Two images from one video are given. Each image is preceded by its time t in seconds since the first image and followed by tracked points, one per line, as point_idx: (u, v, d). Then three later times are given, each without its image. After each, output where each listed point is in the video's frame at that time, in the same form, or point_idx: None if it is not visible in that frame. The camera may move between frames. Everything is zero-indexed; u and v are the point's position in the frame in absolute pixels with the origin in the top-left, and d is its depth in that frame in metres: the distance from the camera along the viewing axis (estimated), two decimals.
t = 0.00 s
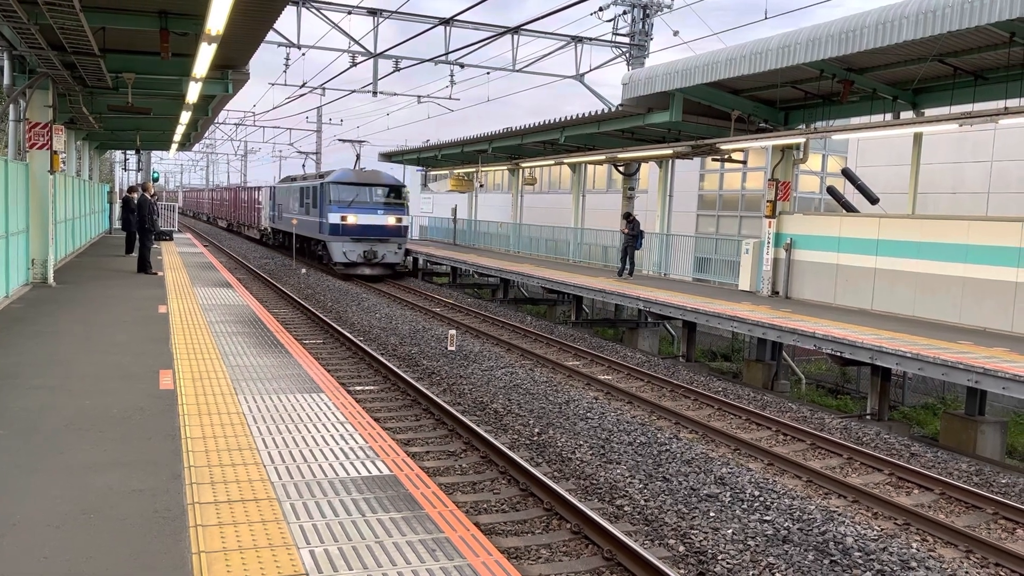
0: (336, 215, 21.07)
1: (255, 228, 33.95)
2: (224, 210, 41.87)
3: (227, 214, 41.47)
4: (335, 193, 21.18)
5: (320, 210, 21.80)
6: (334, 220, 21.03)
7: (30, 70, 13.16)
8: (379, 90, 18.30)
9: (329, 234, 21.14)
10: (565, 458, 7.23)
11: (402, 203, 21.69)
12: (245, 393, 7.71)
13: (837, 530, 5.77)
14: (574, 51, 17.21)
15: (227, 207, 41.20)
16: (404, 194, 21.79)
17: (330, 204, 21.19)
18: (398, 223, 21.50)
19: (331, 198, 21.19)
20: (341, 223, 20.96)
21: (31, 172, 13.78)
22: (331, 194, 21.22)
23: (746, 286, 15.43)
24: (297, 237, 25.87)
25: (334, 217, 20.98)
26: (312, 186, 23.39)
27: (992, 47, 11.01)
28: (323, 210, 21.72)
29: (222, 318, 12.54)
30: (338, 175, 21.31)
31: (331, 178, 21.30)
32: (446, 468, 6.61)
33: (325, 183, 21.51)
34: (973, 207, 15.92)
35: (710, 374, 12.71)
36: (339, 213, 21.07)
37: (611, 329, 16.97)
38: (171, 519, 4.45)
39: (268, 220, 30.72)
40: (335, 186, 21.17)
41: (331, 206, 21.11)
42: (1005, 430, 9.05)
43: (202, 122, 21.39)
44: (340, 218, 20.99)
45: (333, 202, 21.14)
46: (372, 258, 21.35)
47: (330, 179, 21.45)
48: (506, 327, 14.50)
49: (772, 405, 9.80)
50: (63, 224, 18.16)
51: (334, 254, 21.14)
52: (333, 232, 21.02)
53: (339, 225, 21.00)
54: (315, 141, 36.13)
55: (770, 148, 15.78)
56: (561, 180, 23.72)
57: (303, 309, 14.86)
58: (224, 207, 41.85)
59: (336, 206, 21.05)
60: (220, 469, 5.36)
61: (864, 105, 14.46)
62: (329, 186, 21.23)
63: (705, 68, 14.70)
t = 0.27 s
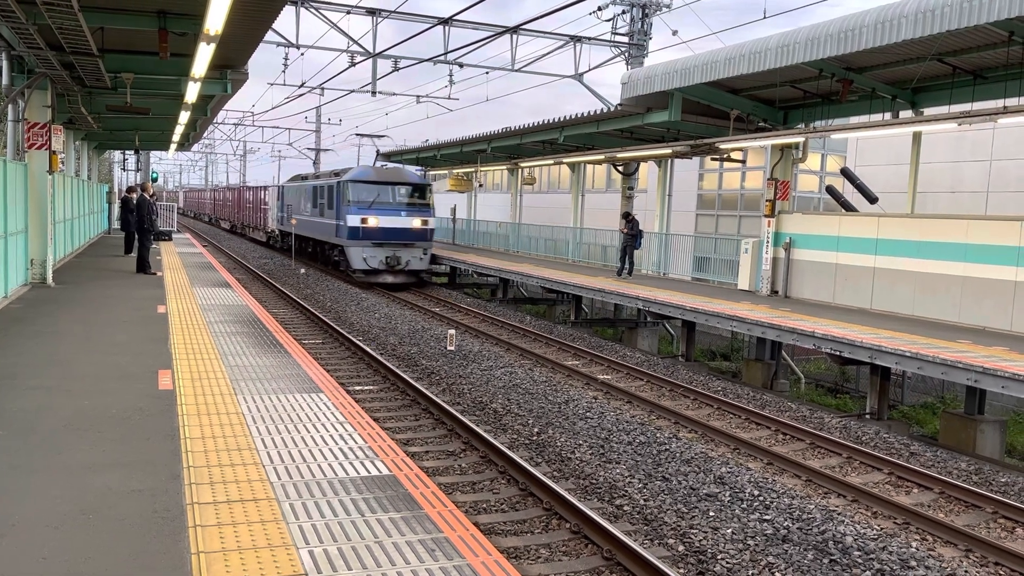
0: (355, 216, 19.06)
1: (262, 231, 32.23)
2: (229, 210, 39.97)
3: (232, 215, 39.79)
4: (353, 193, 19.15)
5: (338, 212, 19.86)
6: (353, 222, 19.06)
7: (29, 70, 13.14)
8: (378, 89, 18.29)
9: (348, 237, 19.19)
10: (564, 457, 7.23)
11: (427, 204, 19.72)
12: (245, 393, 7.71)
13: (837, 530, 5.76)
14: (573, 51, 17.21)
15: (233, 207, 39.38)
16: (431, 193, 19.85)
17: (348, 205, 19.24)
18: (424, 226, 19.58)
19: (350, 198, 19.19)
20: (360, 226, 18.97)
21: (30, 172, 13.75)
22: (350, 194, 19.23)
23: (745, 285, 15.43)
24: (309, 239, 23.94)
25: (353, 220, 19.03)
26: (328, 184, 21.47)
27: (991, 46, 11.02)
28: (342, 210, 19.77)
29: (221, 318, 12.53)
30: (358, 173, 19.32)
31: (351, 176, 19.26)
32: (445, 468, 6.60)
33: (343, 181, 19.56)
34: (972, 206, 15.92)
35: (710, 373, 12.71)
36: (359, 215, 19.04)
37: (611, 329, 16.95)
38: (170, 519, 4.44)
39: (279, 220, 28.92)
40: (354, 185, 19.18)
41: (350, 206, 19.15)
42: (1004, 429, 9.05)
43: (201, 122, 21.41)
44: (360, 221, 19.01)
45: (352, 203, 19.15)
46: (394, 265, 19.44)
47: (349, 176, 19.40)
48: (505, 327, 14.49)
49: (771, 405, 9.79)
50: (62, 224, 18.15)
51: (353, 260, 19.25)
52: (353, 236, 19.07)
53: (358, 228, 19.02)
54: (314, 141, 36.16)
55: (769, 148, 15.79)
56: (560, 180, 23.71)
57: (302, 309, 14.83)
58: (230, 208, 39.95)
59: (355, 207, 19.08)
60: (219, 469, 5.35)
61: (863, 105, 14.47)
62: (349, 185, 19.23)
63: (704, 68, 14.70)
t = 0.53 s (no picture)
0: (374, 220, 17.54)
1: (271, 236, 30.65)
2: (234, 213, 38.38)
3: (238, 218, 38.30)
4: (373, 193, 17.60)
5: (359, 214, 18.23)
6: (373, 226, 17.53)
7: (28, 70, 13.14)
8: (378, 89, 18.31)
9: (372, 242, 17.58)
10: (564, 457, 7.23)
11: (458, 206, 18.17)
12: (244, 394, 7.71)
13: (837, 529, 5.77)
14: (572, 51, 17.21)
15: (238, 210, 37.94)
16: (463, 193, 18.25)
17: (369, 207, 17.68)
18: (456, 230, 18.04)
19: (373, 199, 17.62)
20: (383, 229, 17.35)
21: (29, 173, 13.74)
22: (371, 194, 17.65)
23: (744, 285, 15.43)
24: (325, 243, 22.14)
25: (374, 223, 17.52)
26: (347, 183, 19.83)
27: (990, 46, 11.03)
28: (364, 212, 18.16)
29: (220, 319, 12.53)
30: (381, 171, 17.73)
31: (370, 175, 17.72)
32: (445, 468, 6.60)
33: (365, 181, 17.95)
34: (972, 206, 15.93)
35: (709, 373, 12.72)
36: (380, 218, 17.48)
37: (610, 329, 16.96)
38: (169, 519, 4.44)
39: (287, 227, 27.16)
40: (376, 184, 17.60)
41: (371, 209, 17.58)
42: (1004, 429, 9.06)
43: (200, 122, 21.43)
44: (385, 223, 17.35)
45: (373, 205, 17.59)
46: (423, 273, 17.77)
47: (368, 174, 17.81)
48: (504, 327, 14.50)
49: (771, 405, 9.80)
50: (61, 225, 18.13)
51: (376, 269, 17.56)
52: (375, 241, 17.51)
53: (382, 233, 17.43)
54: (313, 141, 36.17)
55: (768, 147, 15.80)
56: (559, 180, 23.71)
57: (302, 309, 14.82)
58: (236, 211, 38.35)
59: (374, 209, 17.57)
60: (218, 470, 5.35)
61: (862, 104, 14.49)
62: (370, 184, 17.68)
63: (703, 68, 14.71)
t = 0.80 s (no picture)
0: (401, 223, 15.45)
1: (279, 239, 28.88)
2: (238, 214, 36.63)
3: (241, 218, 36.61)
4: (403, 192, 15.55)
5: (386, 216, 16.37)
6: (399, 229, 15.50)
7: (26, 71, 13.13)
8: (376, 90, 18.31)
9: (401, 249, 15.46)
10: (563, 458, 7.23)
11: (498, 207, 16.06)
12: (242, 394, 7.70)
13: (835, 530, 5.76)
14: (571, 51, 17.23)
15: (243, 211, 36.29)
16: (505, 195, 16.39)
17: (396, 208, 15.59)
18: (497, 234, 15.95)
19: (402, 200, 15.58)
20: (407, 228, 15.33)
21: (27, 173, 13.72)
22: (400, 194, 15.58)
23: (743, 285, 15.44)
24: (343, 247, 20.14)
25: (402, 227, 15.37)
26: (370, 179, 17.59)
27: (989, 46, 11.02)
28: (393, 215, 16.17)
29: (219, 319, 12.52)
30: (412, 168, 15.66)
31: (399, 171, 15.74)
32: (444, 468, 6.60)
33: (393, 180, 15.88)
34: (971, 206, 15.93)
35: (708, 374, 12.72)
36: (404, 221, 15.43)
37: (609, 329, 16.98)
38: (167, 520, 4.43)
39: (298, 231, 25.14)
40: (405, 183, 15.61)
41: (398, 213, 15.52)
42: (1002, 429, 9.07)
43: (199, 122, 21.44)
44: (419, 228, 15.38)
45: (400, 207, 15.52)
46: (459, 285, 15.64)
47: (399, 172, 15.87)
48: (504, 327, 14.53)
49: (769, 405, 9.80)
50: (60, 225, 18.12)
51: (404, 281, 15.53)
52: (403, 249, 15.42)
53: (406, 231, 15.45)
54: (312, 141, 36.18)
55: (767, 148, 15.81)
56: (558, 180, 23.71)
57: (301, 309, 14.81)
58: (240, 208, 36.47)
59: (402, 210, 15.48)
60: (216, 470, 5.34)
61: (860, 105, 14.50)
62: (397, 184, 15.67)
63: (701, 68, 14.73)
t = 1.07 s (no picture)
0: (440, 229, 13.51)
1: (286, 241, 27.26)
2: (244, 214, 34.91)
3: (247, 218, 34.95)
4: (441, 192, 13.55)
5: (420, 216, 14.28)
6: (437, 235, 13.54)
7: (24, 71, 13.12)
8: (375, 91, 18.31)
9: (440, 258, 13.56)
10: (561, 458, 7.23)
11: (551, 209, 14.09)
12: (240, 395, 7.69)
13: (833, 531, 5.76)
14: (570, 52, 17.23)
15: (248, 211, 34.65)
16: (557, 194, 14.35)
17: (434, 210, 13.64)
18: (549, 242, 14.01)
19: (440, 200, 13.59)
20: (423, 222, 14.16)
21: (25, 173, 13.72)
22: (437, 193, 13.56)
23: (741, 286, 15.44)
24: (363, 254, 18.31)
25: (443, 234, 13.41)
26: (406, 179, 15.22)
27: (987, 48, 11.03)
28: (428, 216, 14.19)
29: (217, 320, 12.51)
30: (451, 164, 13.59)
31: (436, 167, 13.69)
32: (442, 469, 6.59)
33: (431, 176, 13.69)
34: (969, 207, 15.94)
35: (706, 375, 12.72)
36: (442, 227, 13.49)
37: (607, 330, 17.00)
38: (165, 521, 4.43)
39: (314, 233, 23.35)
40: (444, 181, 13.54)
41: (438, 217, 13.54)
42: (1000, 430, 9.07)
43: (197, 123, 21.45)
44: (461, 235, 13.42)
45: (440, 210, 13.54)
46: (506, 300, 13.79)
47: (435, 168, 13.80)
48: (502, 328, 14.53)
49: (768, 406, 9.80)
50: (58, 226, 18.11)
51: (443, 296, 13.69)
52: (443, 258, 13.50)
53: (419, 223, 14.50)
54: (310, 142, 36.19)
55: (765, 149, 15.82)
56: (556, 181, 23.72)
57: (299, 310, 14.81)
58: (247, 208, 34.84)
59: (441, 212, 13.50)
60: (215, 471, 5.34)
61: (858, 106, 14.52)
62: (435, 182, 13.61)
63: (700, 70, 14.75)
